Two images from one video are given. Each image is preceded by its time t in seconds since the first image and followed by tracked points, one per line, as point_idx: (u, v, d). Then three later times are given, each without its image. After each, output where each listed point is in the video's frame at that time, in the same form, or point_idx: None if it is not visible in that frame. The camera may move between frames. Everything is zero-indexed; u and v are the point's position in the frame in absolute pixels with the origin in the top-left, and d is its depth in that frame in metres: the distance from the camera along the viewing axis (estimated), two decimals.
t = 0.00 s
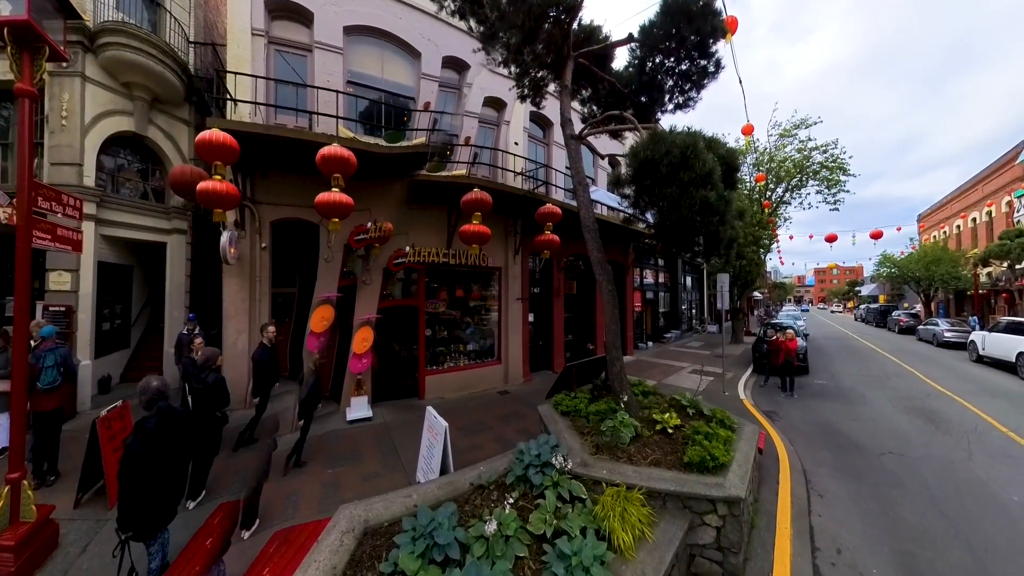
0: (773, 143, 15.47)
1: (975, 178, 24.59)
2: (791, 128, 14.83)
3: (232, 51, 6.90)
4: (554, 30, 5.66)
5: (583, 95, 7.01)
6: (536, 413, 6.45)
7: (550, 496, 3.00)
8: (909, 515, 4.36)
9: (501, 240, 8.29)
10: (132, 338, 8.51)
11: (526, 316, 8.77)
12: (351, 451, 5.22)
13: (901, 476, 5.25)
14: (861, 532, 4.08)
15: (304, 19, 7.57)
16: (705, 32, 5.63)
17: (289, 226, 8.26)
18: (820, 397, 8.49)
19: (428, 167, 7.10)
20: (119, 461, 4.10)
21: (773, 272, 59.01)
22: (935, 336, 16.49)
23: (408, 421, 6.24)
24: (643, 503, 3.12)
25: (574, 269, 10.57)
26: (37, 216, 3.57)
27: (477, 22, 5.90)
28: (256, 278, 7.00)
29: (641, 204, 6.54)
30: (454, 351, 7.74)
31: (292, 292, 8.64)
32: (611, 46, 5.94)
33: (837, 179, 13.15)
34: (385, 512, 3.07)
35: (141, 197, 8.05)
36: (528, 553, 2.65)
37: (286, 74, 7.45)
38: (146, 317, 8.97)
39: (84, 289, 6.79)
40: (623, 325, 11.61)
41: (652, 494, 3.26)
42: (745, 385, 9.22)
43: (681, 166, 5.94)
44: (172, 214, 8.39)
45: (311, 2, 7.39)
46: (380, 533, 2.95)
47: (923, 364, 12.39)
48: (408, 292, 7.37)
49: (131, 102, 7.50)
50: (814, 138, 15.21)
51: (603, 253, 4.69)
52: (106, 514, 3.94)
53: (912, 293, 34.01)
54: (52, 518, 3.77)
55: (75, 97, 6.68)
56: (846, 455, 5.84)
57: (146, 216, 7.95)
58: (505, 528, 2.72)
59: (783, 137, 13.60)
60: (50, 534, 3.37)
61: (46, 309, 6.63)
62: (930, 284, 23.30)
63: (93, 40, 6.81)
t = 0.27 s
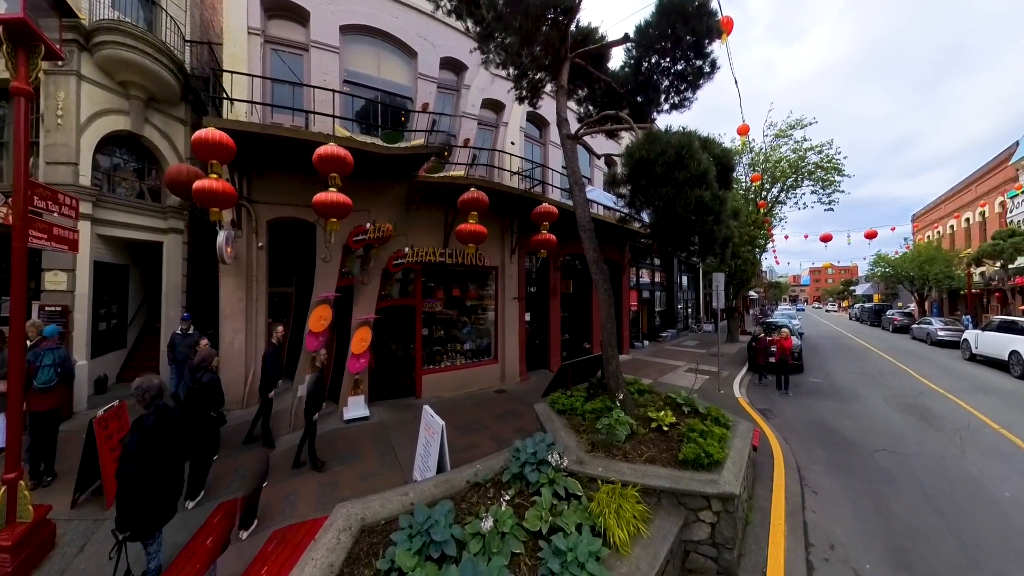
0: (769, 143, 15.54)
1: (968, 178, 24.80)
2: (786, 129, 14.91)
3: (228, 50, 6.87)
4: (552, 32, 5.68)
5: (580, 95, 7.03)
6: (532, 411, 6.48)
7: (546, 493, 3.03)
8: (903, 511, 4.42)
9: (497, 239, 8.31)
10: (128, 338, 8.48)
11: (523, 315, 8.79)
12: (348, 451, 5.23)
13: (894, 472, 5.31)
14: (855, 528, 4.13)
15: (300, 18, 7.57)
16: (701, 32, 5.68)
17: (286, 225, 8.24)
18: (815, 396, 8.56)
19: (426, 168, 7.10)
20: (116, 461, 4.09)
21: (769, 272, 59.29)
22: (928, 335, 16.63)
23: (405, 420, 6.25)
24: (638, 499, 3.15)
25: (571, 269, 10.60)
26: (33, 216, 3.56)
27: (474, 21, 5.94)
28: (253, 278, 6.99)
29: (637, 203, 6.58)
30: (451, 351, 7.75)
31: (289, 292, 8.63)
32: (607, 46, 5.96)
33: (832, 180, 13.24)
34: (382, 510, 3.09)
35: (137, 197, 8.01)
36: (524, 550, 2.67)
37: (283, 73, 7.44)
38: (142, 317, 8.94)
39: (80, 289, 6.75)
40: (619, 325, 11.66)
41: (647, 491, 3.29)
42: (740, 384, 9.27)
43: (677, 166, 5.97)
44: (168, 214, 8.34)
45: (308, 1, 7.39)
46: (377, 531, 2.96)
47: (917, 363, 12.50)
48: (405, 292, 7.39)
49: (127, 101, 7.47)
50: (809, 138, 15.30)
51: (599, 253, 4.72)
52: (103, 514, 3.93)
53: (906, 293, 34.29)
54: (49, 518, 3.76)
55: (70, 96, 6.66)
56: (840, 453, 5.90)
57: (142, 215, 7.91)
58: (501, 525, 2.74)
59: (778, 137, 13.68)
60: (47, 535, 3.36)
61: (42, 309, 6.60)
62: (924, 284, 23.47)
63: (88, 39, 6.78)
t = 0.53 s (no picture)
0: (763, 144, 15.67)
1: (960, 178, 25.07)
2: (780, 129, 15.04)
3: (223, 49, 6.87)
4: (547, 31, 5.71)
5: (575, 95, 7.08)
6: (528, 409, 6.53)
7: (540, 488, 3.08)
8: (893, 506, 4.50)
9: (493, 238, 8.34)
10: (124, 338, 8.46)
11: (518, 314, 8.83)
12: (345, 449, 5.26)
13: (884, 468, 5.39)
14: (845, 522, 4.20)
15: (295, 17, 7.57)
16: (694, 34, 5.74)
17: (281, 224, 8.25)
18: (807, 393, 8.66)
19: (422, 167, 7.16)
20: (114, 460, 4.11)
21: (763, 271, 59.64)
22: (920, 333, 16.82)
23: (402, 419, 6.28)
24: (631, 494, 3.20)
25: (566, 268, 10.66)
26: (29, 215, 3.58)
27: (468, 21, 5.97)
28: (249, 277, 7.00)
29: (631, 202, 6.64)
30: (447, 349, 7.78)
31: (285, 291, 8.63)
32: (601, 46, 6.01)
33: (825, 180, 13.37)
34: (378, 506, 3.12)
35: (133, 196, 7.99)
36: (519, 543, 2.72)
37: (278, 73, 7.44)
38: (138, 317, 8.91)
39: (76, 289, 6.75)
40: (614, 323, 11.74)
41: (640, 486, 3.35)
42: (734, 382, 9.36)
43: (669, 166, 6.02)
44: (164, 213, 8.37)
45: (304, 1, 7.40)
46: (374, 527, 3.00)
47: (909, 361, 12.64)
48: (402, 292, 7.42)
49: (123, 100, 7.46)
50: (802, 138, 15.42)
51: (594, 252, 4.77)
52: (101, 513, 3.95)
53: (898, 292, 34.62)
54: (47, 517, 3.77)
55: (66, 95, 6.63)
56: (831, 449, 5.99)
57: (138, 215, 7.91)
58: (496, 519, 2.79)
59: (772, 138, 13.79)
60: (45, 533, 3.38)
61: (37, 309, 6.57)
62: (916, 283, 23.71)
63: (83, 37, 6.75)
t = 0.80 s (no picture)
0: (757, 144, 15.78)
1: (951, 179, 25.34)
2: (774, 130, 15.15)
3: (218, 47, 6.86)
4: (548, 35, 5.91)
5: (569, 95, 7.11)
6: (523, 407, 6.56)
7: (533, 484, 3.11)
8: (883, 501, 4.56)
9: (488, 238, 8.36)
10: (119, 338, 8.41)
11: (513, 313, 8.85)
12: (342, 448, 5.27)
13: (875, 464, 5.46)
14: (836, 517, 4.26)
15: (290, 16, 7.56)
16: (688, 34, 5.79)
17: (276, 224, 8.24)
18: (800, 391, 8.74)
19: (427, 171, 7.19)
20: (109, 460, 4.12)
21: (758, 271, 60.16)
22: (912, 332, 17.00)
23: (397, 417, 6.30)
24: (623, 490, 3.23)
25: (561, 267, 10.70)
26: (24, 214, 3.58)
27: (463, 21, 5.93)
28: (244, 277, 6.99)
29: (626, 201, 6.68)
30: (442, 349, 7.81)
31: (280, 290, 8.62)
32: (596, 46, 6.05)
33: (818, 180, 13.48)
34: (373, 503, 3.14)
35: (127, 195, 7.96)
36: (512, 539, 2.74)
37: (274, 72, 7.43)
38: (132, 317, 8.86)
39: (70, 289, 6.72)
40: (609, 322, 11.79)
41: (632, 482, 3.38)
42: (728, 380, 9.43)
43: (662, 165, 6.07)
44: (158, 213, 8.35)
45: None
46: (368, 523, 3.02)
47: (901, 359, 12.77)
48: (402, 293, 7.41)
49: (117, 98, 7.43)
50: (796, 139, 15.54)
51: (588, 251, 4.81)
52: (96, 512, 3.94)
53: (891, 291, 34.96)
54: (41, 517, 3.76)
55: (60, 92, 6.58)
56: (824, 446, 6.05)
57: (132, 213, 7.87)
58: (490, 515, 2.81)
59: (766, 138, 13.90)
60: (41, 533, 3.37)
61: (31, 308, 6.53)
62: (909, 283, 23.94)
63: (77, 34, 6.71)
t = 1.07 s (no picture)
0: (751, 145, 15.90)
1: (943, 180, 25.62)
2: (768, 130, 15.26)
3: (214, 47, 6.84)
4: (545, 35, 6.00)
5: (565, 95, 7.15)
6: (520, 406, 6.61)
7: (529, 481, 3.15)
8: (874, 496, 4.64)
9: (483, 237, 8.39)
10: (114, 338, 8.39)
11: (509, 312, 8.88)
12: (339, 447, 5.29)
13: (867, 460, 5.55)
14: (828, 512, 4.34)
15: (286, 15, 7.56)
16: (683, 35, 5.84)
17: (272, 223, 8.24)
18: (793, 388, 8.84)
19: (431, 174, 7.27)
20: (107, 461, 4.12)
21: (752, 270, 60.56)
22: (904, 330, 17.18)
23: (394, 417, 6.33)
24: (618, 486, 3.29)
25: (557, 267, 10.75)
26: (19, 214, 3.58)
27: (457, 21, 5.87)
28: (240, 277, 6.99)
29: (621, 201, 6.74)
30: (439, 348, 7.84)
31: (276, 290, 8.62)
32: (591, 47, 6.08)
33: (812, 180, 13.61)
34: (370, 501, 3.17)
35: (122, 195, 7.93)
36: (508, 534, 2.78)
37: (269, 71, 7.43)
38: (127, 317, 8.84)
39: (65, 289, 6.70)
40: (605, 321, 11.86)
41: (627, 478, 3.44)
42: (722, 378, 9.53)
43: (656, 166, 6.12)
44: (153, 212, 8.30)
45: None
46: (366, 521, 3.05)
47: (893, 357, 12.92)
48: (402, 294, 7.38)
49: (112, 97, 7.40)
50: (790, 140, 15.66)
51: (583, 250, 4.85)
52: (93, 512, 3.95)
53: (883, 291, 35.31)
54: (38, 518, 3.77)
55: (54, 92, 6.55)
56: (816, 442, 6.14)
57: (127, 213, 7.83)
58: (486, 511, 2.85)
59: (760, 138, 14.00)
60: (37, 534, 3.38)
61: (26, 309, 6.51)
62: (901, 282, 24.17)
63: (72, 33, 6.68)
